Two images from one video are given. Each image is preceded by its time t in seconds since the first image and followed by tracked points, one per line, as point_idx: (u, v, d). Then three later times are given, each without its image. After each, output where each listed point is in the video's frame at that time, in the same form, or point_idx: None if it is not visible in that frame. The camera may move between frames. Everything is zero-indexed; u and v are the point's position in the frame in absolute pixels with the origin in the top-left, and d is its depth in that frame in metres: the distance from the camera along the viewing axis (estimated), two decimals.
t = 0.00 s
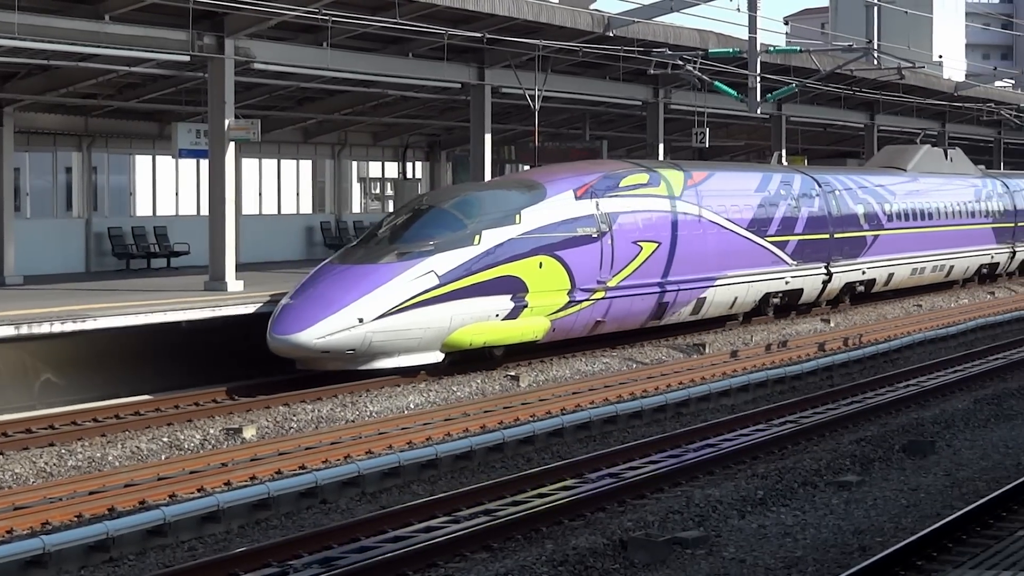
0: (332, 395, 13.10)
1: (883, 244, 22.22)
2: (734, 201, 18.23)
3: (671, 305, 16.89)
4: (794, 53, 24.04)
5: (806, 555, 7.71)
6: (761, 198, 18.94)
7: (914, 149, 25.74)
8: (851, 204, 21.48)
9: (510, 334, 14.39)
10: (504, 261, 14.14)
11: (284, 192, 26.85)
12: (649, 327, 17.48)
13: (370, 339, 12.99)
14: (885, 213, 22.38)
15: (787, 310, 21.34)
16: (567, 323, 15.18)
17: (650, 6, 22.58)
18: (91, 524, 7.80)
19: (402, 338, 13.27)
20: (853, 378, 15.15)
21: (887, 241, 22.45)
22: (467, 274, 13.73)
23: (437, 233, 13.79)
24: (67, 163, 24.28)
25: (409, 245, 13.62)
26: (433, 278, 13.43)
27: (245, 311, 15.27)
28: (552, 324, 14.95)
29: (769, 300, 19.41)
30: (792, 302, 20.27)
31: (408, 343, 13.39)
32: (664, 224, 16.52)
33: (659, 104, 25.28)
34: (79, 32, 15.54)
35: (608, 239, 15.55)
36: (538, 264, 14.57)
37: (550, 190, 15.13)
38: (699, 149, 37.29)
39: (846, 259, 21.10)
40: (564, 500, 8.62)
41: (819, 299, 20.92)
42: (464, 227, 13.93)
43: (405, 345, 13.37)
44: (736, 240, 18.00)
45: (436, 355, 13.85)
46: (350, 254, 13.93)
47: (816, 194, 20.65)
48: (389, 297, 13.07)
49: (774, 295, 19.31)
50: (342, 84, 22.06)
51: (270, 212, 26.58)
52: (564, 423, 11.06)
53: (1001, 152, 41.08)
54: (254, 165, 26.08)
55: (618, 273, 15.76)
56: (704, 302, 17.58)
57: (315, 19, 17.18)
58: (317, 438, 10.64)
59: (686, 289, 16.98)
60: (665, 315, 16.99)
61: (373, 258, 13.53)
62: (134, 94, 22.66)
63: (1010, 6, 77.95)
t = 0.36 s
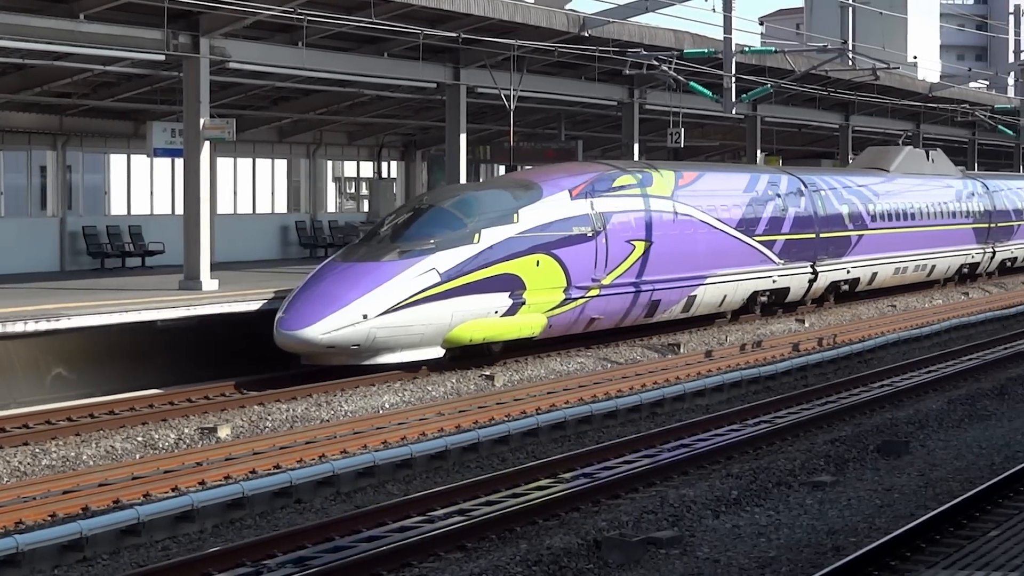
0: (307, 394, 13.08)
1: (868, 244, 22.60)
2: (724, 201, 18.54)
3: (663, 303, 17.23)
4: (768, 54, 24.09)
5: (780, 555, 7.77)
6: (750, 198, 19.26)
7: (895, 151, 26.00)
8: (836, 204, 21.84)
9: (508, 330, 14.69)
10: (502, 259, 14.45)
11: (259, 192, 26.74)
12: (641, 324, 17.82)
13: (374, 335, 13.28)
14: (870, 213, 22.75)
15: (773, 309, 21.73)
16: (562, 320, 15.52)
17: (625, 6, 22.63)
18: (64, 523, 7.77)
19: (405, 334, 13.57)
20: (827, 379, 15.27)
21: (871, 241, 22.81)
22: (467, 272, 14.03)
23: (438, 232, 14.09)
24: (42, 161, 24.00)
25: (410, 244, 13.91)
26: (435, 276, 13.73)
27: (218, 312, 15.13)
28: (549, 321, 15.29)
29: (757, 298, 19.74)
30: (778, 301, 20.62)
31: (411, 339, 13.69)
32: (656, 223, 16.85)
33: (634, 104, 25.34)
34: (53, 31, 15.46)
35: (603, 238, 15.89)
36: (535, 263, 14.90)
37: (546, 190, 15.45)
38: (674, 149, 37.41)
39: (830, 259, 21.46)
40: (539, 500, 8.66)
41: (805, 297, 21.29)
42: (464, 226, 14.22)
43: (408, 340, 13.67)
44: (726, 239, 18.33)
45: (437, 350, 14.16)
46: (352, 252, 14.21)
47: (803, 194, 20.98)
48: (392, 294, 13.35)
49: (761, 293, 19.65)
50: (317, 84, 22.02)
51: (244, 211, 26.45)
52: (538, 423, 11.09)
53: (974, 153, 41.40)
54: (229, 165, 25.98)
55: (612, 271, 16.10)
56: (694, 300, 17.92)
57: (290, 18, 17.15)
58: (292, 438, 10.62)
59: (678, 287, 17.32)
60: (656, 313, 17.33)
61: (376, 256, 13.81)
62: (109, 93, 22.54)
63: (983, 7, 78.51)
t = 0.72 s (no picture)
0: (279, 395, 13.07)
1: (848, 245, 23.00)
2: (709, 204, 18.88)
3: (649, 303, 17.57)
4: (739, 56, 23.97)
5: (751, 557, 7.83)
6: (733, 200, 19.61)
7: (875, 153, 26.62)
8: (817, 206, 22.22)
9: (501, 329, 15.00)
10: (495, 260, 14.77)
11: (231, 193, 26.63)
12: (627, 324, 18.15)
13: (373, 333, 13.56)
14: (850, 215, 23.15)
15: (756, 309, 22.19)
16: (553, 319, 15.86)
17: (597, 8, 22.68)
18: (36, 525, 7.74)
19: (402, 332, 13.85)
20: (798, 381, 15.41)
21: (853, 242, 23.31)
22: (461, 272, 14.34)
23: (432, 233, 14.40)
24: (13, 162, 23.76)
25: (405, 244, 14.22)
26: (431, 275, 14.03)
27: (192, 314, 15.04)
28: (541, 320, 15.62)
29: (741, 299, 20.09)
30: (761, 301, 20.97)
31: (408, 337, 13.97)
32: (643, 225, 17.22)
33: (606, 107, 25.40)
34: (23, 32, 15.36)
35: (592, 239, 16.24)
36: (527, 263, 15.23)
37: (537, 193, 15.80)
38: (646, 151, 37.53)
39: (812, 260, 21.83)
40: (511, 502, 8.69)
41: (787, 298, 21.67)
42: (458, 227, 14.56)
43: (405, 338, 13.95)
44: (712, 241, 18.68)
45: (433, 349, 14.44)
46: (350, 252, 14.50)
47: (784, 196, 21.34)
48: (390, 293, 13.63)
49: (745, 293, 20.00)
50: (290, 85, 21.96)
51: (216, 213, 26.33)
52: (510, 425, 11.13)
53: (944, 155, 41.74)
54: (201, 167, 25.88)
55: (601, 272, 16.45)
56: (680, 301, 18.24)
57: (262, 19, 17.10)
58: (264, 440, 10.60)
59: (664, 287, 17.66)
60: (643, 313, 17.67)
61: (373, 257, 14.10)
62: (80, 94, 22.39)
63: (954, 10, 79.13)
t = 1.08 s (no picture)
0: (249, 396, 13.04)
1: (825, 246, 23.39)
2: (691, 204, 19.13)
3: (633, 302, 17.82)
4: (708, 56, 24.12)
5: (721, 557, 7.90)
6: (714, 200, 19.87)
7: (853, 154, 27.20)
8: (796, 207, 22.51)
9: (490, 326, 15.30)
10: (485, 259, 14.99)
11: (201, 193, 26.52)
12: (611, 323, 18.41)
13: (366, 330, 13.77)
14: (828, 215, 23.54)
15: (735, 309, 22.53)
16: (540, 317, 16.11)
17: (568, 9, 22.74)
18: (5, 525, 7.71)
19: (395, 329, 14.07)
20: (768, 381, 15.53)
21: (830, 242, 23.68)
22: (452, 270, 14.56)
23: (423, 232, 14.59)
24: None
25: (397, 244, 14.41)
26: (423, 274, 14.25)
27: (163, 313, 14.97)
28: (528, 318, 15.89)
29: (722, 298, 20.42)
30: (740, 301, 21.30)
31: (400, 334, 14.20)
32: (628, 225, 17.47)
33: (577, 107, 25.48)
34: None
35: (578, 239, 16.48)
36: (515, 262, 15.46)
37: (525, 193, 16.02)
38: (617, 152, 37.63)
39: (791, 259, 22.12)
40: (482, 501, 8.73)
41: (766, 297, 21.99)
42: (449, 227, 14.75)
43: (398, 335, 14.18)
44: (694, 240, 18.94)
45: (424, 346, 14.68)
46: (343, 251, 14.72)
47: (764, 197, 21.61)
48: (383, 291, 13.85)
49: (726, 292, 20.32)
50: (260, 85, 21.89)
51: (185, 213, 26.22)
52: (480, 425, 11.16)
53: (913, 156, 42.07)
54: (171, 166, 25.77)
55: (588, 271, 16.68)
56: (664, 300, 18.49)
57: (233, 19, 17.06)
58: (234, 440, 10.58)
59: (648, 286, 17.90)
60: (628, 311, 17.92)
61: (365, 256, 14.31)
62: (50, 94, 22.22)
63: (923, 11, 79.75)
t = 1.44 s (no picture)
0: (222, 395, 12.99)
1: (805, 244, 23.81)
2: (675, 202, 19.58)
3: (620, 299, 18.21)
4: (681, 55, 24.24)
5: (694, 555, 7.96)
6: (698, 199, 20.35)
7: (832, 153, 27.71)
8: (777, 205, 23.00)
9: (481, 322, 15.65)
10: (476, 256, 15.32)
11: (174, 192, 26.40)
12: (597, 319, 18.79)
13: (361, 326, 14.06)
14: (808, 214, 24.01)
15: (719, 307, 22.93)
16: (528, 314, 16.48)
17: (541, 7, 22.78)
18: None
19: (389, 325, 14.37)
20: (741, 380, 15.63)
21: (809, 241, 24.10)
22: (443, 267, 14.87)
23: (415, 230, 14.89)
24: None
25: (389, 242, 14.70)
26: (415, 271, 14.55)
27: (133, 312, 14.90)
28: (517, 314, 16.24)
29: (705, 294, 20.87)
30: (723, 298, 21.77)
31: (393, 330, 14.49)
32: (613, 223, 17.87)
33: (550, 106, 25.51)
34: None
35: (565, 236, 16.86)
36: (504, 259, 15.81)
37: (513, 191, 16.37)
38: (591, 150, 37.70)
39: (772, 258, 22.59)
40: (455, 500, 8.76)
41: (748, 295, 22.47)
42: (439, 225, 15.05)
43: (391, 331, 14.47)
44: (678, 239, 19.37)
45: (417, 342, 14.98)
46: (336, 249, 15.02)
47: (745, 196, 22.12)
48: (376, 288, 14.15)
49: (709, 289, 20.77)
50: (233, 83, 21.82)
51: (158, 211, 26.10)
52: (454, 423, 11.18)
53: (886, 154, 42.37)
54: (144, 164, 25.66)
55: (575, 268, 17.07)
56: (649, 297, 18.91)
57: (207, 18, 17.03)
58: (207, 439, 10.56)
59: (634, 283, 18.30)
60: (614, 308, 18.31)
61: (358, 253, 14.60)
62: (23, 91, 22.05)
63: (896, 10, 80.27)
